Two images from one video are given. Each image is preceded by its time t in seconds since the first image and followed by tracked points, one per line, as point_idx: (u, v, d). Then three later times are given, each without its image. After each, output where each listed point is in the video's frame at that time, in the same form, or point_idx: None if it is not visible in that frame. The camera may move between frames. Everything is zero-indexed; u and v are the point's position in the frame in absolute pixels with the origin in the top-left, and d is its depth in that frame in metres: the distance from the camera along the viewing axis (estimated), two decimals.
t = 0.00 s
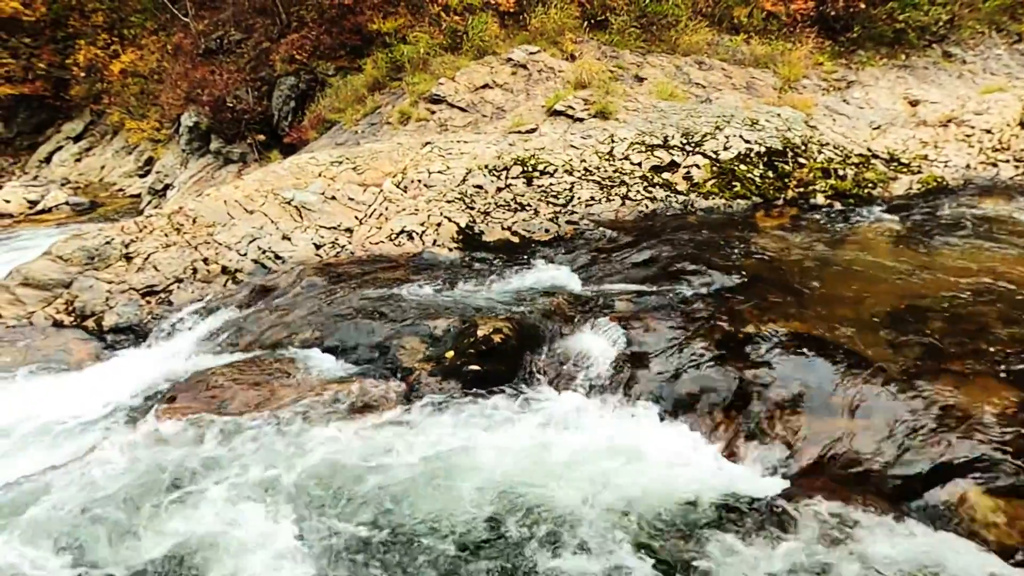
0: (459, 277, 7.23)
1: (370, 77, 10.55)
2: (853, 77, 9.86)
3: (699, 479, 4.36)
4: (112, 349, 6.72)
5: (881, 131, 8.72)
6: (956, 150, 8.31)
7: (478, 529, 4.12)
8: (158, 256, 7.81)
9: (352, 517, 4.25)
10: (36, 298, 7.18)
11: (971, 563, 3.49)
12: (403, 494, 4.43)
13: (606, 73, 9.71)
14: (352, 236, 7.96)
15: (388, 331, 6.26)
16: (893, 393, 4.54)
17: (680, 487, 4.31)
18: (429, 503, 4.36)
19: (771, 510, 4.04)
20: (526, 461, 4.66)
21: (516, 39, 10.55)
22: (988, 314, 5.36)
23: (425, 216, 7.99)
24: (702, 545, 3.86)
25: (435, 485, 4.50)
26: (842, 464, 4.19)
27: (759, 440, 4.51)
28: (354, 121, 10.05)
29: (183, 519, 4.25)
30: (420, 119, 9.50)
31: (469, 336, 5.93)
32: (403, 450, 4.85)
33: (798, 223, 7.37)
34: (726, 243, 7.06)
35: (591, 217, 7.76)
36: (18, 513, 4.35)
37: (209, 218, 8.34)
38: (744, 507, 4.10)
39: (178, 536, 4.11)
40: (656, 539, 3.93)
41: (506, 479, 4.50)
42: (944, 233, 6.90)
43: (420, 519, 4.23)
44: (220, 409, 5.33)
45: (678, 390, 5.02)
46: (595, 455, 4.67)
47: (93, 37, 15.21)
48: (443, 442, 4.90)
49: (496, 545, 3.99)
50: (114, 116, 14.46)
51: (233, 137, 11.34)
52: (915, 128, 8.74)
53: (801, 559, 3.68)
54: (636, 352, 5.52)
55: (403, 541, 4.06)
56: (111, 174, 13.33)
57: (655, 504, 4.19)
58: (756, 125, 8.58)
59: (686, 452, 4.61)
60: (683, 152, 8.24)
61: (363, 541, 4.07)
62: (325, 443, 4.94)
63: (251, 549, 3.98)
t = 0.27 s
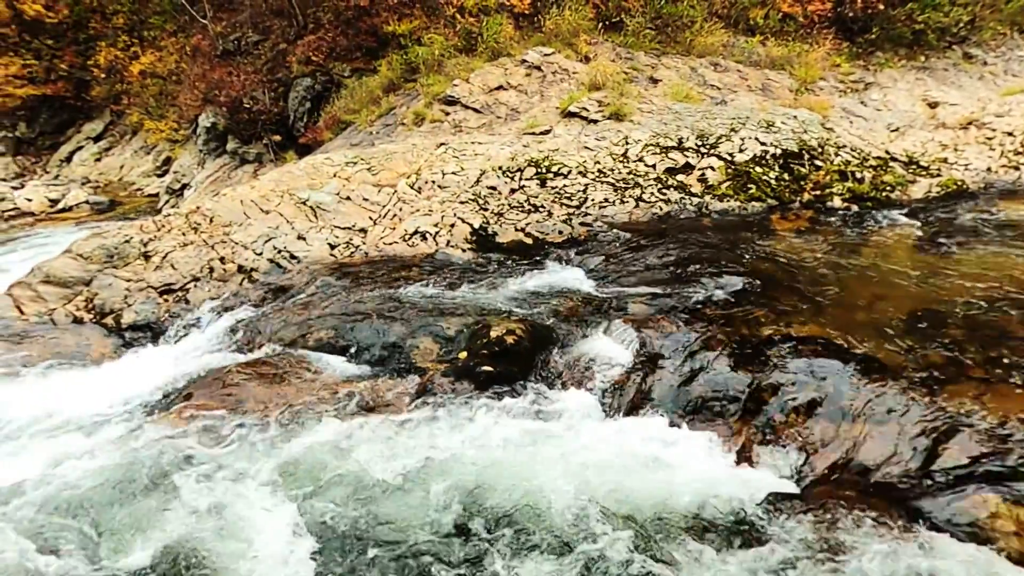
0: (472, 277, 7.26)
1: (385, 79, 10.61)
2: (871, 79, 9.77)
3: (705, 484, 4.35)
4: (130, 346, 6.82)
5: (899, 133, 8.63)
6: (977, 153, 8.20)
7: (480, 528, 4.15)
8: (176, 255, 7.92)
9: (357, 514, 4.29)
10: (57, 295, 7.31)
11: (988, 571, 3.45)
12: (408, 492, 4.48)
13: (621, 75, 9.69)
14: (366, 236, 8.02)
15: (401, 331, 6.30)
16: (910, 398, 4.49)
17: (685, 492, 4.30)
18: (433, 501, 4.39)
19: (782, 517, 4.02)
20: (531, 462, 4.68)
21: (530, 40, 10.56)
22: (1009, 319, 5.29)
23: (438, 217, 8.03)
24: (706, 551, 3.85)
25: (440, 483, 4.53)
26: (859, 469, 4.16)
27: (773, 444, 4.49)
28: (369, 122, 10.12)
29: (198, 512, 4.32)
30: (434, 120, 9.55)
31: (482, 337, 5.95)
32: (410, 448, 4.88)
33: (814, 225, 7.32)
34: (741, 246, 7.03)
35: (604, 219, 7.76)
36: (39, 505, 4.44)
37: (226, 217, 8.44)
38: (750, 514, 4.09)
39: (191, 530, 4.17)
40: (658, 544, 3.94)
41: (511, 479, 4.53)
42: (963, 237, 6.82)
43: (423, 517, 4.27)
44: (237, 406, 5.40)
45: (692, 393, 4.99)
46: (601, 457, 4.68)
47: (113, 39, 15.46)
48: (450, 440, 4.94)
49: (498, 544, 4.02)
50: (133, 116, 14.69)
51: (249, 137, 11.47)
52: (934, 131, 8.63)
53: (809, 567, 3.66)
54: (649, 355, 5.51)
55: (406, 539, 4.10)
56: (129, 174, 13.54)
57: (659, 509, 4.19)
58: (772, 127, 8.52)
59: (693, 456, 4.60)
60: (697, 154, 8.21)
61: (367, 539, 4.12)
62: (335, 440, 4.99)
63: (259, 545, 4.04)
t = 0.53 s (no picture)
0: (483, 278, 7.27)
1: (398, 80, 10.67)
2: (887, 80, 9.67)
3: (711, 490, 4.31)
4: (144, 344, 6.91)
5: (916, 135, 8.54)
6: (996, 155, 8.09)
7: (482, 531, 4.15)
8: (190, 254, 8.01)
9: (359, 516, 4.30)
10: (74, 293, 7.42)
11: None
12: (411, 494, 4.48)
13: (634, 76, 9.67)
14: (379, 237, 8.07)
15: (413, 331, 6.32)
16: (928, 404, 4.44)
17: (690, 498, 4.26)
18: (436, 503, 4.40)
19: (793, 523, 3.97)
20: (535, 465, 4.66)
21: (543, 41, 10.58)
22: None
23: (450, 217, 8.05)
24: (710, 557, 3.82)
25: (443, 485, 4.53)
26: (876, 475, 4.12)
27: (788, 449, 4.45)
28: (381, 123, 10.18)
29: (206, 511, 4.35)
30: (447, 121, 9.59)
31: (493, 338, 5.96)
32: (416, 448, 4.90)
33: (829, 228, 7.26)
34: (754, 248, 6.99)
35: (616, 221, 7.75)
36: (56, 501, 4.51)
37: (240, 217, 8.51)
38: (757, 521, 4.03)
39: (198, 529, 4.20)
40: (660, 550, 3.90)
41: (514, 482, 4.51)
42: (982, 241, 6.73)
43: (424, 518, 4.28)
44: (250, 405, 5.44)
45: (705, 396, 4.96)
46: (605, 461, 4.65)
47: (130, 40, 15.67)
48: (455, 442, 4.93)
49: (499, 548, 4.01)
50: (149, 117, 14.88)
51: (263, 138, 11.57)
52: (952, 133, 8.54)
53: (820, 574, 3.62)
54: (662, 357, 5.49)
55: (407, 541, 4.11)
56: (145, 174, 13.72)
57: (662, 515, 4.16)
58: (786, 129, 8.47)
59: (699, 461, 4.56)
60: (711, 156, 8.17)
61: (368, 540, 4.13)
62: (341, 441, 5.00)
63: (262, 546, 4.06)
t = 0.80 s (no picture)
0: (496, 279, 7.30)
1: (413, 82, 10.74)
2: (907, 82, 9.55)
3: (712, 497, 4.29)
4: (162, 342, 7.02)
5: (937, 138, 8.43)
6: (1019, 159, 7.97)
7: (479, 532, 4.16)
8: (208, 254, 8.12)
9: (359, 515, 4.33)
10: (94, 291, 7.55)
11: None
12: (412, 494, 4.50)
13: (649, 78, 9.65)
14: (393, 237, 8.12)
15: (427, 331, 6.36)
16: (948, 411, 4.39)
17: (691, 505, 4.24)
18: (436, 505, 4.41)
19: (804, 531, 3.94)
20: (536, 467, 4.67)
21: (557, 43, 10.59)
22: None
23: (464, 219, 8.09)
24: (715, 562, 3.81)
25: (444, 487, 4.55)
26: (894, 481, 4.07)
27: (803, 455, 4.42)
28: (396, 124, 10.25)
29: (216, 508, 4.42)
30: (461, 122, 9.63)
31: (507, 339, 5.97)
32: (427, 447, 4.95)
33: (847, 232, 7.19)
34: (770, 251, 6.95)
35: (630, 223, 7.74)
36: (74, 493, 4.60)
37: (257, 217, 8.61)
38: (760, 530, 4.00)
39: (203, 527, 4.25)
40: (658, 556, 3.89)
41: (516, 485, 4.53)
42: (1004, 246, 6.63)
43: (434, 516, 4.32)
44: (265, 404, 5.49)
45: (719, 400, 4.94)
46: (606, 465, 4.65)
47: (150, 42, 15.92)
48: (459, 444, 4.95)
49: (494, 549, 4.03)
50: (168, 118, 15.11)
51: (279, 139, 11.70)
52: (974, 136, 8.42)
53: None
54: (676, 360, 5.47)
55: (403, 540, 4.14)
56: (163, 173, 13.93)
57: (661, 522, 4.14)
58: (803, 132, 8.40)
59: (702, 467, 4.54)
60: (726, 158, 8.14)
61: (369, 540, 4.15)
62: (350, 442, 5.02)
63: (265, 544, 4.09)
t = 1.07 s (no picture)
0: (510, 281, 7.32)
1: (428, 83, 10.80)
2: (928, 84, 9.43)
3: (721, 502, 4.27)
4: (179, 340, 7.12)
5: (958, 141, 8.31)
6: None
7: (481, 536, 4.15)
8: (225, 253, 8.22)
9: (363, 516, 4.35)
10: (114, 289, 7.68)
11: None
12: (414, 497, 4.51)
13: (664, 79, 9.62)
14: (408, 238, 8.17)
15: (441, 332, 6.39)
16: (970, 419, 4.33)
17: (695, 512, 4.20)
18: (438, 508, 4.42)
19: (817, 537, 3.94)
20: (538, 473, 4.66)
21: (572, 44, 10.59)
22: None
23: (479, 220, 8.11)
24: (725, 566, 3.81)
25: (447, 490, 4.55)
26: (914, 490, 4.02)
27: (820, 462, 4.38)
28: (411, 126, 10.31)
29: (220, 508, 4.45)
30: (476, 124, 9.67)
31: (520, 341, 5.98)
32: (437, 446, 4.98)
33: (865, 236, 7.12)
34: (787, 255, 6.91)
35: (645, 225, 7.72)
36: (93, 489, 4.69)
37: (273, 217, 8.70)
38: (770, 535, 4.00)
39: (214, 523, 4.31)
40: (667, 557, 3.90)
41: (518, 491, 4.51)
42: None
43: (444, 514, 4.36)
44: (281, 404, 5.54)
45: (735, 405, 4.90)
46: (608, 472, 4.62)
47: (169, 44, 16.15)
48: (463, 447, 4.95)
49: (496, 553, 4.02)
50: (187, 118, 15.33)
51: (295, 140, 11.81)
52: (996, 139, 8.29)
53: None
54: (691, 364, 5.45)
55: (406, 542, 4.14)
56: (182, 173, 14.13)
57: (665, 528, 4.11)
58: (821, 134, 8.33)
59: (712, 470, 4.53)
60: (742, 160, 8.09)
61: (381, 537, 4.20)
62: (358, 443, 5.04)
63: (279, 540, 4.16)
